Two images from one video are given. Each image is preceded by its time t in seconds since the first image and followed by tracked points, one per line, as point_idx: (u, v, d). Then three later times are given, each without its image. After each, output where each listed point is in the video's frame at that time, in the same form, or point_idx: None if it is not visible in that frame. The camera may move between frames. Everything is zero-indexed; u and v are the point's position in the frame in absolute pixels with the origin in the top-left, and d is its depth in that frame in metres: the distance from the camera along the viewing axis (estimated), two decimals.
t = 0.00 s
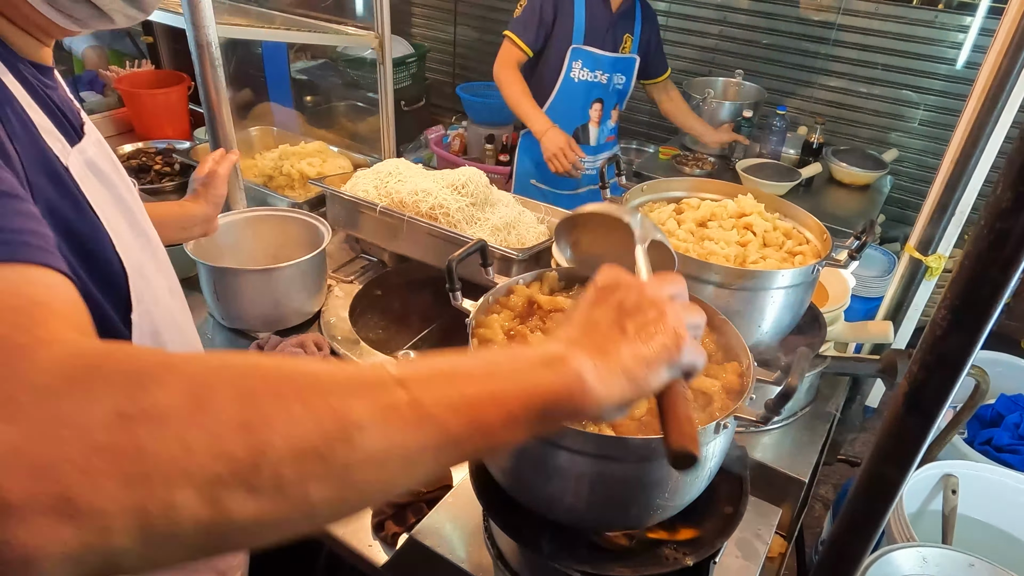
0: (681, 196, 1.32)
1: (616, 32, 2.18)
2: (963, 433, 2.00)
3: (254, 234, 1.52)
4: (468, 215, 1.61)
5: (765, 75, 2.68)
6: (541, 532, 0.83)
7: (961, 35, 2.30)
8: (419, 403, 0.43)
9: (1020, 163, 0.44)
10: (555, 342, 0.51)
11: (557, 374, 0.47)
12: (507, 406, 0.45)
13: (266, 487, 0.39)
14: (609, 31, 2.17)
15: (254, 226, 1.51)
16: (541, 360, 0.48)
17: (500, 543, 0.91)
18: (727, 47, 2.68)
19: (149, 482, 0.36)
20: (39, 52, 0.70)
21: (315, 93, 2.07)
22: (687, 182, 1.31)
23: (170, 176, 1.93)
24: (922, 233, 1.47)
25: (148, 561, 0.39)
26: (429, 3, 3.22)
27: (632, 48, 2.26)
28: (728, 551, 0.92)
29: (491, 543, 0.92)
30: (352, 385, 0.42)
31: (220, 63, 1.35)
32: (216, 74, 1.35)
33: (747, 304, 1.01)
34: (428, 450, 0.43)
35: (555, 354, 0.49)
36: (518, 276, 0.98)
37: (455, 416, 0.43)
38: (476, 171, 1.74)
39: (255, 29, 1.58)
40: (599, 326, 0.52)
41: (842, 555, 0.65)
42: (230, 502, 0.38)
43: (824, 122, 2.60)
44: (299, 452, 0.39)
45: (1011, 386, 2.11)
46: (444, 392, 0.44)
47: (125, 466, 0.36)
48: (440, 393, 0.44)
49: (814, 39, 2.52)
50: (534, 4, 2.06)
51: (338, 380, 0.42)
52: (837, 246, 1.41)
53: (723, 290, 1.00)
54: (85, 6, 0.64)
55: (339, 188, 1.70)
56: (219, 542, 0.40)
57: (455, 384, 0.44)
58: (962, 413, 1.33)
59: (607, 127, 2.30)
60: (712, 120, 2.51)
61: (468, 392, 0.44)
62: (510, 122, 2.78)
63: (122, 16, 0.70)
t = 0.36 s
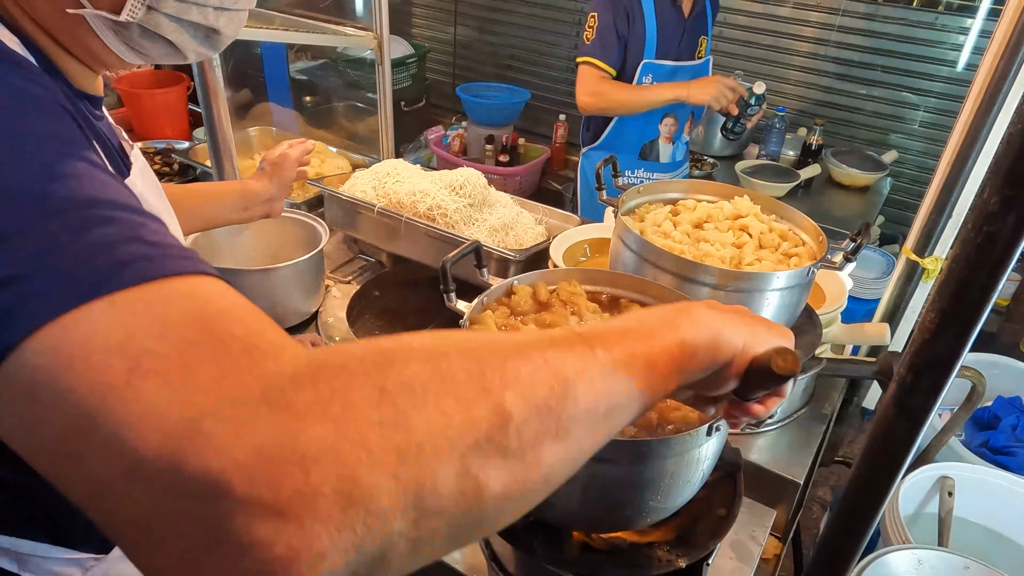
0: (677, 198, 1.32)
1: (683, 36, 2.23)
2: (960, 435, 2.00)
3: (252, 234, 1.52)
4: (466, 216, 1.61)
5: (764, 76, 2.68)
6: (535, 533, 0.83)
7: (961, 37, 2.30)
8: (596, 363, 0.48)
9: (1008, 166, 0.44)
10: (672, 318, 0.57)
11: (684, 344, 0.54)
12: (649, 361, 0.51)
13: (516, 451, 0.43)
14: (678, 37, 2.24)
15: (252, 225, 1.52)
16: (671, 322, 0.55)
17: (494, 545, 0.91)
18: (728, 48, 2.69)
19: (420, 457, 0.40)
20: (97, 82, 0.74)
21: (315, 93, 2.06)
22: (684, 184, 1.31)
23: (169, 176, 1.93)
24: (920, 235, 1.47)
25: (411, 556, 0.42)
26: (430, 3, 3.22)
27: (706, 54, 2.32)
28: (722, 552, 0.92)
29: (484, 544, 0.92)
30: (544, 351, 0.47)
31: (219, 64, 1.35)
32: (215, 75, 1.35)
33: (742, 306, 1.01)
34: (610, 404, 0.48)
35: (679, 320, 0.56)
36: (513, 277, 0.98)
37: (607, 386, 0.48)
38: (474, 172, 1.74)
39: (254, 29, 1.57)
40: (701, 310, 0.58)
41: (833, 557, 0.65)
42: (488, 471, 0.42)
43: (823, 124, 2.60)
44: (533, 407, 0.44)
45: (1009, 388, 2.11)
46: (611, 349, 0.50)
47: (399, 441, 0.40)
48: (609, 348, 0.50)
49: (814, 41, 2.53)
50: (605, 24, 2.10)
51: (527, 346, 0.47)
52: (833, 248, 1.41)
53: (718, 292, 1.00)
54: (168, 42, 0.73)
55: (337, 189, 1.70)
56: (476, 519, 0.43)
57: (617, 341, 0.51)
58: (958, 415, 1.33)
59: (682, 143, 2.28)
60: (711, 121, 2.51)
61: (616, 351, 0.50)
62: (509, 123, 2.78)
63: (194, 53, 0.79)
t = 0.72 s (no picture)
0: (678, 199, 1.32)
1: (677, 49, 2.09)
2: (961, 437, 1.99)
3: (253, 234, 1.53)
4: (467, 216, 1.61)
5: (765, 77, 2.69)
6: (534, 533, 0.83)
7: (962, 38, 2.30)
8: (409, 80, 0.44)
9: (1005, 167, 0.44)
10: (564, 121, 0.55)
11: (547, 93, 0.51)
12: (510, 100, 0.49)
13: (302, 125, 0.38)
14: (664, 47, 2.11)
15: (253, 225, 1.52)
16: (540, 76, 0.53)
17: (494, 544, 0.91)
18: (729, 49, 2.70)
19: (173, 110, 0.36)
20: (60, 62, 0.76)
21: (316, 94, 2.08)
22: (684, 185, 1.31)
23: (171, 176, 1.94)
24: (920, 236, 1.47)
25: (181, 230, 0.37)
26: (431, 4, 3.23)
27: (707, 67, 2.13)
28: (721, 553, 0.92)
29: (485, 544, 0.92)
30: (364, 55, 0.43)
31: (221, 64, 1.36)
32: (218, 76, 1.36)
33: (743, 307, 1.01)
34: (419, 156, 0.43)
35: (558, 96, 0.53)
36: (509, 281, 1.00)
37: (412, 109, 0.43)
38: (475, 172, 1.75)
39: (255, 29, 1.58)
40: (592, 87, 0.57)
41: (832, 557, 0.65)
42: (262, 136, 0.37)
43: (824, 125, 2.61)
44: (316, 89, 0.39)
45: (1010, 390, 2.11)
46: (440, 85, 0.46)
47: (145, 93, 0.36)
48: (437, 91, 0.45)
49: (815, 42, 2.53)
50: (590, 6, 2.16)
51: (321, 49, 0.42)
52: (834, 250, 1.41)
53: (719, 293, 1.00)
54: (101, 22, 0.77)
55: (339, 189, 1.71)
56: (262, 193, 0.38)
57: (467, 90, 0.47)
58: (958, 417, 1.33)
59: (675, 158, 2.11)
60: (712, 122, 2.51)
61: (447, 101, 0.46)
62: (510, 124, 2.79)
63: (120, 35, 0.83)
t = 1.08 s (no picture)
0: (682, 200, 1.32)
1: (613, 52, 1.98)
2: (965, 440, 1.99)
3: (256, 235, 1.52)
4: (470, 217, 1.61)
5: (769, 78, 2.69)
6: (538, 534, 0.83)
7: (967, 40, 2.29)
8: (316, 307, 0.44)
9: (1017, 167, 0.43)
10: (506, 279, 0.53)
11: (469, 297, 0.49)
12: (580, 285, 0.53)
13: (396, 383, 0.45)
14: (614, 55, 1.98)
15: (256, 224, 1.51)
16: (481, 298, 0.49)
17: (497, 545, 0.91)
18: (732, 50, 2.71)
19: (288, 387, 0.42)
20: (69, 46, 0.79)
21: (320, 94, 2.09)
22: (688, 186, 1.31)
23: (174, 176, 1.94)
24: (925, 238, 1.47)
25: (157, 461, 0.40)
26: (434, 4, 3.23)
27: (648, 69, 1.97)
28: (726, 556, 0.92)
29: (488, 544, 0.92)
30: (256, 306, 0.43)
31: (225, 62, 1.35)
32: (222, 76, 1.36)
33: (748, 308, 1.00)
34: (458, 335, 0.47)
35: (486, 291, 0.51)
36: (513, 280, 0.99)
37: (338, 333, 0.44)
38: (479, 173, 1.75)
39: (259, 29, 1.58)
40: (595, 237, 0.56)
41: (838, 560, 0.65)
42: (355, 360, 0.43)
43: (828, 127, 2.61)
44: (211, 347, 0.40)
45: (1014, 393, 2.10)
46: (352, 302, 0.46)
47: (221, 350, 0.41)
48: (355, 310, 0.45)
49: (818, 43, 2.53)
50: None
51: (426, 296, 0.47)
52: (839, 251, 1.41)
53: (724, 294, 1.00)
54: None
55: (342, 189, 1.70)
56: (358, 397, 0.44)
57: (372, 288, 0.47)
58: (963, 419, 1.32)
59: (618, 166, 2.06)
60: (715, 122, 2.50)
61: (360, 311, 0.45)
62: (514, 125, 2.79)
63: (135, 6, 0.74)
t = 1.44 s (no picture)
0: (683, 202, 1.32)
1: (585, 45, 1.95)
2: (967, 443, 1.98)
3: (257, 236, 1.53)
4: (471, 218, 1.61)
5: (770, 80, 2.69)
6: (538, 536, 0.82)
7: (970, 42, 2.29)
8: (518, 447, 0.48)
9: (1017, 169, 0.43)
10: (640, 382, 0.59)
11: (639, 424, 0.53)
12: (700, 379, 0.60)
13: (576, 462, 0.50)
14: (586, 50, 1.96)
15: (256, 224, 1.52)
16: (626, 401, 0.55)
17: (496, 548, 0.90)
18: (734, 52, 2.71)
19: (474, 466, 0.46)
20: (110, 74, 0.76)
21: (322, 95, 2.10)
22: (689, 187, 1.31)
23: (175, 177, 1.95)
24: (927, 240, 1.46)
25: None
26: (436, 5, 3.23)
27: (620, 67, 1.93)
28: (726, 558, 0.92)
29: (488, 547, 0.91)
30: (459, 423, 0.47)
31: (226, 63, 1.35)
32: (223, 77, 1.35)
33: (748, 310, 1.00)
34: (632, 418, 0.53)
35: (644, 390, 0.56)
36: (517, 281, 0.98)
37: (538, 460, 0.48)
38: (480, 174, 1.75)
39: (261, 31, 1.58)
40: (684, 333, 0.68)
41: (837, 562, 0.65)
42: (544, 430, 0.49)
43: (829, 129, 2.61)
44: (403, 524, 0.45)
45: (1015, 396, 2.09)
46: (540, 429, 0.49)
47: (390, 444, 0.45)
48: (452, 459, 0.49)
49: (821, 45, 2.54)
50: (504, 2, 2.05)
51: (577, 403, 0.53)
52: (840, 253, 1.41)
53: (724, 296, 0.99)
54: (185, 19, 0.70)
55: (343, 190, 1.71)
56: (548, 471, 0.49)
57: (552, 419, 0.50)
58: (964, 422, 1.32)
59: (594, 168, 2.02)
60: (717, 124, 2.50)
61: (549, 446, 0.49)
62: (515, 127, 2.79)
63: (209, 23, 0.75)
